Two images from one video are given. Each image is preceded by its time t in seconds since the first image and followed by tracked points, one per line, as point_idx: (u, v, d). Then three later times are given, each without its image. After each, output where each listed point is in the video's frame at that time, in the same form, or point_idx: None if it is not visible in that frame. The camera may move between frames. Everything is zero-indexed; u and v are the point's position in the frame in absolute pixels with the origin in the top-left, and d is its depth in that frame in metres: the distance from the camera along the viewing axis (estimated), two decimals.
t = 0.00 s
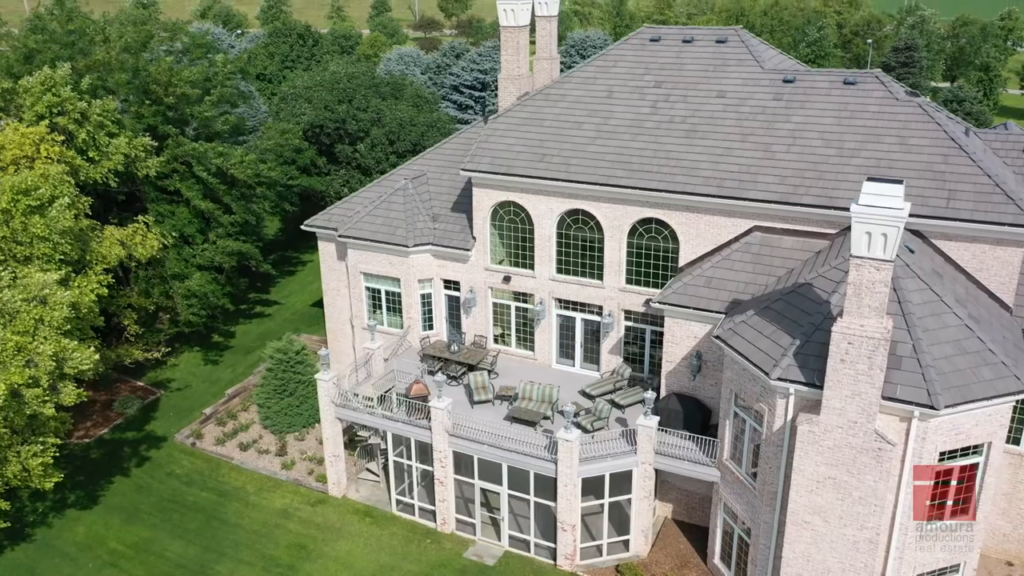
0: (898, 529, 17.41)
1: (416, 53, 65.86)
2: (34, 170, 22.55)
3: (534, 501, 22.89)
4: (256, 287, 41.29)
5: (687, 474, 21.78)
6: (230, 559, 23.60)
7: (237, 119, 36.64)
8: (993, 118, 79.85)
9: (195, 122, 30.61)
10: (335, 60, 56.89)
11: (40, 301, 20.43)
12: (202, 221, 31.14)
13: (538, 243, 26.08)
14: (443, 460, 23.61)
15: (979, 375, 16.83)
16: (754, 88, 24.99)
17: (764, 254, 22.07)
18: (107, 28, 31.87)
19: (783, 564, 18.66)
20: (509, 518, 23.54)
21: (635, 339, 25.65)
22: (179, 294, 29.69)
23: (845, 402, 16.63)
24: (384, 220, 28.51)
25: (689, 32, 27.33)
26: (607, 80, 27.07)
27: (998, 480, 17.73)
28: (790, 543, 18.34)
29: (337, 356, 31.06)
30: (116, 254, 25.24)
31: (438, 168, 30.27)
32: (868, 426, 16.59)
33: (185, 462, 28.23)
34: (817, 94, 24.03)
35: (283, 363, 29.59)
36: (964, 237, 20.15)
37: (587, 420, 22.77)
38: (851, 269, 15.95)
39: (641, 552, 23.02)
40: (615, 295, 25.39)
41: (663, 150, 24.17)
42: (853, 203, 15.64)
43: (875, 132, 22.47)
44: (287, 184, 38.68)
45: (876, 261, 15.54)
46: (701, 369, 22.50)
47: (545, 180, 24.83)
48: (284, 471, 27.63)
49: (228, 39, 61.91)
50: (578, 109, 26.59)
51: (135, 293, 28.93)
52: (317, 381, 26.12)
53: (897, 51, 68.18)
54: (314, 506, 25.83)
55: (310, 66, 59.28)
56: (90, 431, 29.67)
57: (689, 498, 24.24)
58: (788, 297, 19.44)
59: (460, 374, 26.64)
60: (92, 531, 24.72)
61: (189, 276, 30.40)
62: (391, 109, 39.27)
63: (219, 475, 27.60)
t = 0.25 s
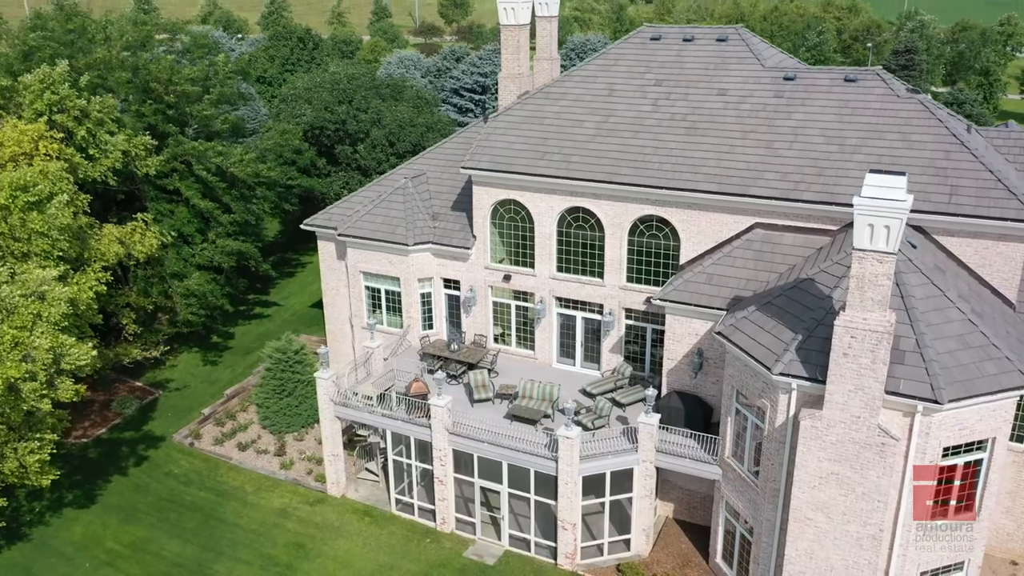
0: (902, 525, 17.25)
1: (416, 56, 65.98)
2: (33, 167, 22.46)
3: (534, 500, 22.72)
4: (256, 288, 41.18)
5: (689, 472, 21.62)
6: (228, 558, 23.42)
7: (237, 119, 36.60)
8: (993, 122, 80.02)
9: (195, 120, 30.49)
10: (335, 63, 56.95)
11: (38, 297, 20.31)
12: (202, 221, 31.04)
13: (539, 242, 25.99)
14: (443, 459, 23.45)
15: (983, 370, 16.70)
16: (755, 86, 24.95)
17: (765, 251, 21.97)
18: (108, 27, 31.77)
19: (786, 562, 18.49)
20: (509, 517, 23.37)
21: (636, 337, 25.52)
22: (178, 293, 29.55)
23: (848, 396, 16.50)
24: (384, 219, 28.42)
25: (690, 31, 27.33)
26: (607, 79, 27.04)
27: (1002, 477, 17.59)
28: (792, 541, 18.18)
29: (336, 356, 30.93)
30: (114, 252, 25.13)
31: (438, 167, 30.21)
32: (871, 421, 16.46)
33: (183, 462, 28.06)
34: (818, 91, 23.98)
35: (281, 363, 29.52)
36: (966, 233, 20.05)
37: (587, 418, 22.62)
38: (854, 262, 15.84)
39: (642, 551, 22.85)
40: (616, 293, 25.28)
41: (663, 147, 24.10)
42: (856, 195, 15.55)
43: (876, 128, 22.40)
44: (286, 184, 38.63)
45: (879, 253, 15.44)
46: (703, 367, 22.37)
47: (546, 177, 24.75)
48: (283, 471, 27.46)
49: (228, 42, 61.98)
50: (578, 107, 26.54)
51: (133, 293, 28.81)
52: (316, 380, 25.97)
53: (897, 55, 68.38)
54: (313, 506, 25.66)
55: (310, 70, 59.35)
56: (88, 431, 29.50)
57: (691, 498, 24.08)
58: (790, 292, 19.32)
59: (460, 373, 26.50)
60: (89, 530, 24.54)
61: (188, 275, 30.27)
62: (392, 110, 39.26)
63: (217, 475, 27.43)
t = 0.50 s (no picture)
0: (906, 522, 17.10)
1: (416, 60, 66.10)
2: (32, 163, 22.41)
3: (535, 498, 22.56)
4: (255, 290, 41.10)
5: (690, 470, 21.47)
6: (226, 557, 23.25)
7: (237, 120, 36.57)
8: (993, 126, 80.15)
9: (195, 119, 30.45)
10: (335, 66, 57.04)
11: (36, 292, 20.25)
12: (201, 221, 30.96)
13: (539, 240, 25.90)
14: (442, 457, 23.30)
15: (986, 364, 16.59)
16: (755, 83, 24.91)
17: (766, 248, 21.88)
18: (108, 26, 31.73)
19: (788, 559, 18.33)
20: (510, 516, 23.21)
21: (637, 336, 25.39)
22: (177, 292, 29.44)
23: (850, 390, 16.37)
24: (384, 217, 28.34)
25: (690, 30, 27.31)
26: (608, 77, 27.01)
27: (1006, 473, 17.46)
28: (795, 537, 18.03)
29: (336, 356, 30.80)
30: (113, 249, 25.10)
31: (438, 166, 30.15)
32: (874, 415, 16.33)
33: (181, 462, 27.90)
34: (819, 88, 23.93)
35: (281, 363, 29.36)
36: (969, 228, 19.95)
37: (588, 416, 22.47)
38: (856, 255, 15.74)
39: (643, 550, 22.68)
40: (617, 291, 25.17)
41: (664, 144, 24.05)
42: (858, 187, 15.48)
43: (878, 125, 22.34)
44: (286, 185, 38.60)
45: (881, 245, 15.35)
46: (704, 364, 22.24)
47: (546, 174, 24.69)
48: (282, 471, 27.31)
49: (228, 45, 62.11)
50: (578, 105, 26.50)
51: (132, 292, 28.70)
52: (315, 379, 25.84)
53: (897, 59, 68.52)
54: (311, 505, 25.50)
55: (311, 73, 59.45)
56: (86, 431, 29.35)
57: (692, 496, 23.91)
58: (791, 288, 19.22)
59: (460, 372, 26.37)
60: (86, 529, 24.37)
61: (187, 274, 30.16)
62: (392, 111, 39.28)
63: (216, 474, 27.27)
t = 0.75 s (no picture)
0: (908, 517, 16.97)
1: (417, 63, 66.21)
2: (30, 158, 22.40)
3: (535, 495, 22.39)
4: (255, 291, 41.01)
5: (691, 467, 21.33)
6: (224, 555, 23.08)
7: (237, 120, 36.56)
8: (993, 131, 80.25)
9: (194, 117, 30.46)
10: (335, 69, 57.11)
11: (33, 286, 20.19)
12: (201, 220, 30.91)
13: (539, 237, 25.81)
14: (442, 454, 23.15)
15: (989, 357, 16.47)
16: (756, 80, 24.87)
17: (768, 243, 21.79)
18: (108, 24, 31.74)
19: (791, 556, 18.17)
20: (510, 514, 23.05)
21: (637, 333, 25.25)
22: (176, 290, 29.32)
23: (853, 383, 16.25)
24: (383, 216, 28.27)
25: (691, 28, 27.28)
26: (608, 75, 26.97)
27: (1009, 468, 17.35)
28: (798, 533, 17.89)
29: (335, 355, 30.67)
30: (111, 246, 25.06)
31: (438, 165, 30.10)
32: (877, 408, 16.21)
33: (180, 461, 27.75)
34: (819, 85, 23.89)
35: (279, 361, 29.18)
36: (971, 223, 19.86)
37: (588, 413, 22.31)
38: (858, 246, 15.65)
39: (644, 548, 22.50)
40: (617, 289, 25.05)
41: (665, 141, 23.98)
42: (860, 178, 15.40)
43: (879, 120, 22.28)
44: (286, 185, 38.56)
45: (884, 236, 15.25)
46: (705, 360, 22.12)
47: (546, 171, 24.62)
48: (281, 470, 27.15)
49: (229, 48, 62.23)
50: (579, 103, 26.45)
51: (131, 290, 28.59)
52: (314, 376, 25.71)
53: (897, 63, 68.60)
54: (310, 504, 25.35)
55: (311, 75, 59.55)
56: (84, 430, 29.21)
57: (694, 495, 23.74)
58: (793, 282, 19.10)
59: (460, 370, 26.23)
60: (84, 528, 24.20)
61: (186, 273, 30.07)
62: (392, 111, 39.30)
63: (214, 474, 27.11)
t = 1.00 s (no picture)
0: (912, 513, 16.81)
1: (417, 66, 66.30)
2: (29, 153, 22.36)
3: (535, 493, 22.24)
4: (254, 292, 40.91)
5: (692, 464, 21.18)
6: (222, 554, 22.90)
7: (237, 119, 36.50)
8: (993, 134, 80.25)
9: (194, 115, 30.51)
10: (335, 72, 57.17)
11: (31, 280, 20.12)
12: (200, 219, 30.87)
13: (539, 235, 25.72)
14: (441, 452, 23.00)
15: (992, 350, 16.36)
16: (757, 77, 24.82)
17: (769, 239, 21.70)
18: (107, 22, 31.73)
19: (793, 552, 18.01)
20: (510, 512, 22.89)
21: (638, 331, 25.12)
22: (174, 289, 29.21)
23: (855, 376, 16.12)
24: (383, 214, 28.19)
25: (691, 26, 27.25)
26: (608, 73, 26.93)
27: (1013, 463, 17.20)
28: (800, 529, 17.74)
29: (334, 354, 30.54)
30: (110, 242, 24.98)
31: (438, 163, 30.04)
32: (880, 401, 16.07)
33: (178, 460, 27.60)
34: (820, 81, 23.83)
35: (278, 360, 29.04)
36: (973, 218, 19.77)
37: (588, 410, 22.17)
38: (861, 238, 15.56)
39: (646, 546, 22.32)
40: (618, 286, 24.94)
41: (665, 137, 23.92)
42: (862, 169, 15.33)
43: (880, 116, 22.22)
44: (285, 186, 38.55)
45: (886, 228, 15.17)
46: (706, 357, 21.99)
47: (546, 168, 24.55)
48: (279, 469, 26.98)
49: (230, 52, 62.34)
50: (579, 101, 26.40)
51: (129, 288, 28.46)
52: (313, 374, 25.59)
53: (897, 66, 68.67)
54: (309, 503, 25.17)
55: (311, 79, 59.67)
56: (82, 429, 29.07)
57: (695, 493, 23.57)
58: (795, 276, 19.00)
59: (460, 368, 26.11)
60: (81, 526, 24.02)
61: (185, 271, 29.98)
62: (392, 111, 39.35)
63: (212, 473, 26.95)
